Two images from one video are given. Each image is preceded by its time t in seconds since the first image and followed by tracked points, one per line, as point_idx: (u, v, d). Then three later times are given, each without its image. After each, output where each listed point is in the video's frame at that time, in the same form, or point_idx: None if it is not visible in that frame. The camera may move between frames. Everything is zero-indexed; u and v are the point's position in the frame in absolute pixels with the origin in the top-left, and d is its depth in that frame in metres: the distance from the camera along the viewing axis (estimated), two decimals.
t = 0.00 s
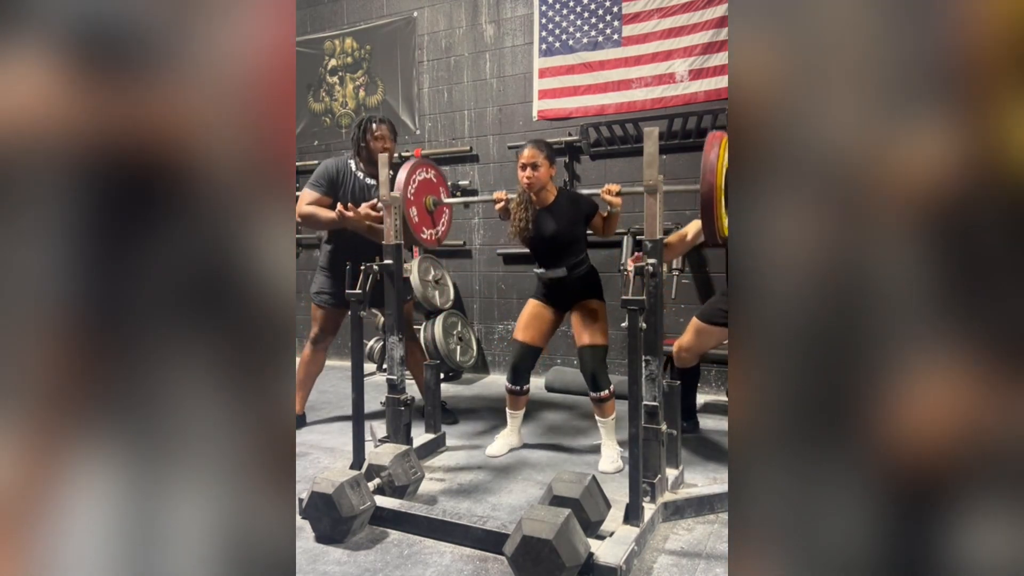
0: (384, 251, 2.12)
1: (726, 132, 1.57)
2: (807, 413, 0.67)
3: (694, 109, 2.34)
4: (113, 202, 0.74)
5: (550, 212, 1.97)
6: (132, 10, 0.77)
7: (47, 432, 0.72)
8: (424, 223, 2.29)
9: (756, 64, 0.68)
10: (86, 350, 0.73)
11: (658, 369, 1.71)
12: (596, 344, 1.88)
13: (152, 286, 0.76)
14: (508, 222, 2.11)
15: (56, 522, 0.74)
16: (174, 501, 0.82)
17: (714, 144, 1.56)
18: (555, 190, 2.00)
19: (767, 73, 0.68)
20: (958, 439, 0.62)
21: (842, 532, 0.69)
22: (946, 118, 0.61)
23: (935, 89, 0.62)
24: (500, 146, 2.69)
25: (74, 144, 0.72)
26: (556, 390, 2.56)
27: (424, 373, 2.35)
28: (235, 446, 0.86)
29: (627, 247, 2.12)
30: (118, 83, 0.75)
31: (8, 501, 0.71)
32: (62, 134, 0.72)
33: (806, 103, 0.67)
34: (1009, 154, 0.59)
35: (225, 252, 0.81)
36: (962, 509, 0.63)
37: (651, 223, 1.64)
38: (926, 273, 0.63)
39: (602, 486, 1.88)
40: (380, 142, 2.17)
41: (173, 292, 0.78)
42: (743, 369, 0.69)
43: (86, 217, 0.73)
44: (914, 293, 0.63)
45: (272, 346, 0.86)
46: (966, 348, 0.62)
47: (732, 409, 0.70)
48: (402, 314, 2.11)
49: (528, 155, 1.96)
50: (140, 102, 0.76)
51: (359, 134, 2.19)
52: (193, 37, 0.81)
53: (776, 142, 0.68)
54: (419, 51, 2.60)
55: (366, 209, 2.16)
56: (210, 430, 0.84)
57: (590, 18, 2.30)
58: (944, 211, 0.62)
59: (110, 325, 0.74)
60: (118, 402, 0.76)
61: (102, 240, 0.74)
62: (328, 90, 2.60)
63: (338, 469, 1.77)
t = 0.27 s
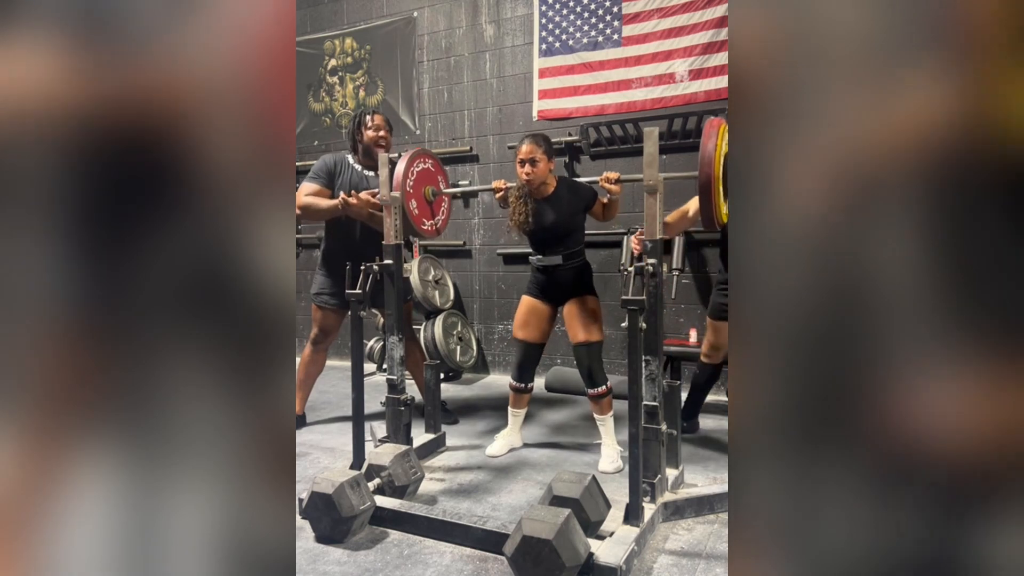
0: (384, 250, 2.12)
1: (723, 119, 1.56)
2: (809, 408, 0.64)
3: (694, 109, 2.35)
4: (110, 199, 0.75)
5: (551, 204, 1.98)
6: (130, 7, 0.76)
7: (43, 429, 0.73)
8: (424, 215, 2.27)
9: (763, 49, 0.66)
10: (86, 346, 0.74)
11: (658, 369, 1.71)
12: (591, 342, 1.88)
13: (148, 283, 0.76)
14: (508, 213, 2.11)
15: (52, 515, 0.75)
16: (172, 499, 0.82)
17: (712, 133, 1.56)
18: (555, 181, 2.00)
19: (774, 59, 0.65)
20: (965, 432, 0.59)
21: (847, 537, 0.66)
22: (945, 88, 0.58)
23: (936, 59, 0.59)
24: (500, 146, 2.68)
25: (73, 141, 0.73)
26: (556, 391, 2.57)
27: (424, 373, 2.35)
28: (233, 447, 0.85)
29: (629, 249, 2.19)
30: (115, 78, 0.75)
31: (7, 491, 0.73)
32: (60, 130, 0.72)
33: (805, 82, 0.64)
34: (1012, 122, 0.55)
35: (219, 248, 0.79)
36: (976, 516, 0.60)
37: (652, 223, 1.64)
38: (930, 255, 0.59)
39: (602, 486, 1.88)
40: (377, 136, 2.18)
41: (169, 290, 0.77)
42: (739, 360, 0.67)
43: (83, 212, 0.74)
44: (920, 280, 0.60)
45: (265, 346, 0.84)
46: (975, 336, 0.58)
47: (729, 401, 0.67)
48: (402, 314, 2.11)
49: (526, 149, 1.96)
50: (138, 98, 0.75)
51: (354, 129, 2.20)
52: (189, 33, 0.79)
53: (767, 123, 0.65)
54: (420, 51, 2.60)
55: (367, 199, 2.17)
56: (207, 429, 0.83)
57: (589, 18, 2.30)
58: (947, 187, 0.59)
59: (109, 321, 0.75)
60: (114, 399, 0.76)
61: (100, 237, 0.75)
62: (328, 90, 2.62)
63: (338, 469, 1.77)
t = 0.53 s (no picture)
0: (384, 251, 2.12)
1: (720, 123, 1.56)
2: (808, 408, 0.64)
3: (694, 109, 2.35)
4: (110, 200, 0.75)
5: (550, 205, 1.97)
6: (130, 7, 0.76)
7: (42, 430, 0.73)
8: (424, 217, 2.26)
9: (762, 52, 0.66)
10: (86, 345, 0.74)
11: (658, 369, 1.71)
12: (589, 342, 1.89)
13: (148, 283, 0.76)
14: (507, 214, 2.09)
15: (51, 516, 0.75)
16: (172, 499, 0.82)
17: (709, 138, 1.55)
18: (554, 182, 2.00)
19: (773, 60, 0.65)
20: (965, 429, 0.59)
21: (846, 536, 0.66)
22: (942, 86, 0.58)
23: (933, 57, 0.58)
24: (500, 146, 2.68)
25: (73, 143, 0.73)
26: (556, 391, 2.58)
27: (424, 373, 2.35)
28: (233, 447, 0.85)
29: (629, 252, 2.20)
30: (116, 79, 0.75)
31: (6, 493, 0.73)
32: (60, 131, 0.72)
33: (803, 83, 0.64)
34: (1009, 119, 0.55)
35: (219, 248, 0.79)
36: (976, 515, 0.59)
37: (652, 223, 1.64)
38: (929, 253, 0.59)
39: (602, 486, 1.88)
40: (375, 136, 2.18)
41: (169, 290, 0.77)
42: (738, 361, 0.67)
43: (83, 213, 0.74)
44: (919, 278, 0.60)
45: (265, 347, 0.84)
46: (974, 333, 0.58)
47: (729, 401, 0.68)
48: (402, 314, 2.11)
49: (524, 148, 1.96)
50: (139, 98, 0.75)
51: (354, 130, 2.19)
52: (189, 34, 0.79)
53: (765, 125, 0.65)
54: (419, 51, 2.59)
55: (366, 200, 2.16)
56: (207, 429, 0.83)
57: (590, 18, 2.30)
58: (946, 184, 0.59)
59: (109, 320, 0.75)
60: (114, 400, 0.76)
61: (100, 237, 0.75)
62: (328, 90, 2.62)
63: (338, 469, 1.77)
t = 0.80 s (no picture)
0: (384, 250, 2.12)
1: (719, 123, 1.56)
2: (807, 407, 0.64)
3: (694, 109, 2.34)
4: (110, 199, 0.75)
5: (549, 204, 1.97)
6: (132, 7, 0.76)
7: (42, 430, 0.73)
8: (423, 217, 2.26)
9: (762, 51, 0.66)
10: (86, 345, 0.74)
11: (658, 369, 1.71)
12: (588, 342, 1.89)
13: (148, 283, 0.76)
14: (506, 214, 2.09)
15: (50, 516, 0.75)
16: (172, 499, 0.82)
17: (708, 139, 1.55)
18: (553, 182, 2.00)
19: (772, 61, 0.65)
20: (965, 427, 0.58)
21: (845, 535, 0.66)
22: (939, 85, 0.58)
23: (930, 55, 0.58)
24: (500, 146, 2.68)
25: (73, 142, 0.73)
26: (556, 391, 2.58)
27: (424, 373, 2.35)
28: (233, 447, 0.85)
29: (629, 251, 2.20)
30: (116, 79, 0.75)
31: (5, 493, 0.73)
32: (60, 130, 0.72)
33: (801, 83, 0.64)
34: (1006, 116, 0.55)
35: (219, 247, 0.79)
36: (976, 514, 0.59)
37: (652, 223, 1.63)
38: (928, 251, 0.59)
39: (602, 486, 1.88)
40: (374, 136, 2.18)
41: (169, 290, 0.77)
42: (738, 361, 0.67)
43: (83, 212, 0.74)
44: (919, 277, 0.59)
45: (264, 347, 0.84)
46: (974, 332, 0.58)
47: (729, 401, 0.68)
48: (402, 314, 2.11)
49: (524, 147, 1.96)
50: (139, 98, 0.75)
51: (354, 129, 2.19)
52: (191, 33, 0.79)
53: (763, 124, 0.66)
54: (419, 51, 2.60)
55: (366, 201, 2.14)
56: (207, 429, 0.83)
57: (589, 18, 2.31)
58: (946, 183, 0.58)
59: (109, 320, 0.75)
60: (113, 400, 0.76)
61: (99, 237, 0.75)
62: (328, 90, 2.60)
63: (338, 469, 1.77)
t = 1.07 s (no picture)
0: (384, 250, 2.12)
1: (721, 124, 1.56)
2: (808, 407, 0.64)
3: (694, 109, 2.34)
4: (110, 200, 0.75)
5: (550, 206, 1.97)
6: (132, 7, 0.76)
7: (42, 430, 0.73)
8: (422, 217, 2.26)
9: (762, 52, 0.66)
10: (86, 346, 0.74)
11: (658, 369, 1.71)
12: (589, 341, 1.89)
13: (148, 283, 0.76)
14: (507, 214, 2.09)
15: (50, 516, 0.75)
16: (172, 499, 0.82)
17: (709, 139, 1.55)
18: (552, 183, 2.00)
19: (772, 63, 0.65)
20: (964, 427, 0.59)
21: (845, 535, 0.66)
22: (939, 84, 0.58)
23: (931, 54, 0.58)
24: (500, 146, 2.67)
25: (73, 142, 0.73)
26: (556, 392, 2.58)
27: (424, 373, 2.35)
28: (234, 447, 0.85)
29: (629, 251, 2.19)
30: (116, 78, 0.75)
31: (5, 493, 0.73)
32: (60, 130, 0.72)
33: (802, 83, 0.64)
34: (1006, 115, 0.55)
35: (219, 248, 0.79)
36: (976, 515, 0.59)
37: (652, 223, 1.63)
38: (928, 252, 0.59)
39: (602, 486, 1.88)
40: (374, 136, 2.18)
41: (169, 290, 0.77)
42: (739, 363, 0.67)
43: (83, 212, 0.74)
44: (919, 277, 0.59)
45: (263, 348, 0.83)
46: (975, 333, 0.58)
47: (729, 401, 0.68)
48: (402, 314, 2.10)
49: (524, 152, 1.96)
50: (140, 98, 0.75)
51: (354, 129, 2.20)
52: (191, 33, 0.79)
53: (763, 124, 0.65)
54: (419, 51, 2.62)
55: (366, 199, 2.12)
56: (208, 429, 0.83)
57: (589, 18, 2.31)
58: (946, 184, 0.58)
59: (109, 320, 0.75)
60: (113, 400, 0.76)
61: (99, 237, 0.75)
62: (328, 90, 2.61)
63: (338, 469, 1.77)
